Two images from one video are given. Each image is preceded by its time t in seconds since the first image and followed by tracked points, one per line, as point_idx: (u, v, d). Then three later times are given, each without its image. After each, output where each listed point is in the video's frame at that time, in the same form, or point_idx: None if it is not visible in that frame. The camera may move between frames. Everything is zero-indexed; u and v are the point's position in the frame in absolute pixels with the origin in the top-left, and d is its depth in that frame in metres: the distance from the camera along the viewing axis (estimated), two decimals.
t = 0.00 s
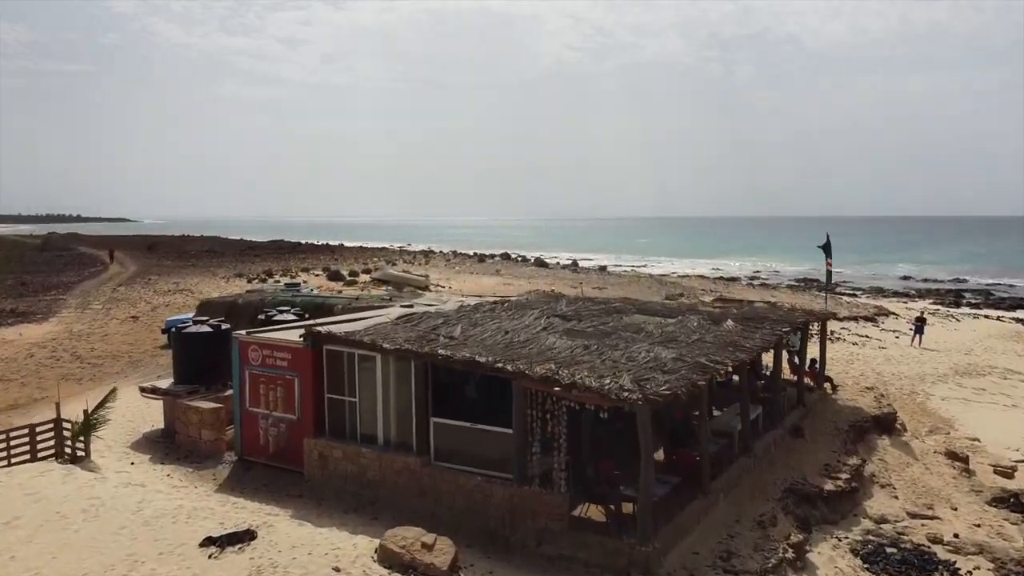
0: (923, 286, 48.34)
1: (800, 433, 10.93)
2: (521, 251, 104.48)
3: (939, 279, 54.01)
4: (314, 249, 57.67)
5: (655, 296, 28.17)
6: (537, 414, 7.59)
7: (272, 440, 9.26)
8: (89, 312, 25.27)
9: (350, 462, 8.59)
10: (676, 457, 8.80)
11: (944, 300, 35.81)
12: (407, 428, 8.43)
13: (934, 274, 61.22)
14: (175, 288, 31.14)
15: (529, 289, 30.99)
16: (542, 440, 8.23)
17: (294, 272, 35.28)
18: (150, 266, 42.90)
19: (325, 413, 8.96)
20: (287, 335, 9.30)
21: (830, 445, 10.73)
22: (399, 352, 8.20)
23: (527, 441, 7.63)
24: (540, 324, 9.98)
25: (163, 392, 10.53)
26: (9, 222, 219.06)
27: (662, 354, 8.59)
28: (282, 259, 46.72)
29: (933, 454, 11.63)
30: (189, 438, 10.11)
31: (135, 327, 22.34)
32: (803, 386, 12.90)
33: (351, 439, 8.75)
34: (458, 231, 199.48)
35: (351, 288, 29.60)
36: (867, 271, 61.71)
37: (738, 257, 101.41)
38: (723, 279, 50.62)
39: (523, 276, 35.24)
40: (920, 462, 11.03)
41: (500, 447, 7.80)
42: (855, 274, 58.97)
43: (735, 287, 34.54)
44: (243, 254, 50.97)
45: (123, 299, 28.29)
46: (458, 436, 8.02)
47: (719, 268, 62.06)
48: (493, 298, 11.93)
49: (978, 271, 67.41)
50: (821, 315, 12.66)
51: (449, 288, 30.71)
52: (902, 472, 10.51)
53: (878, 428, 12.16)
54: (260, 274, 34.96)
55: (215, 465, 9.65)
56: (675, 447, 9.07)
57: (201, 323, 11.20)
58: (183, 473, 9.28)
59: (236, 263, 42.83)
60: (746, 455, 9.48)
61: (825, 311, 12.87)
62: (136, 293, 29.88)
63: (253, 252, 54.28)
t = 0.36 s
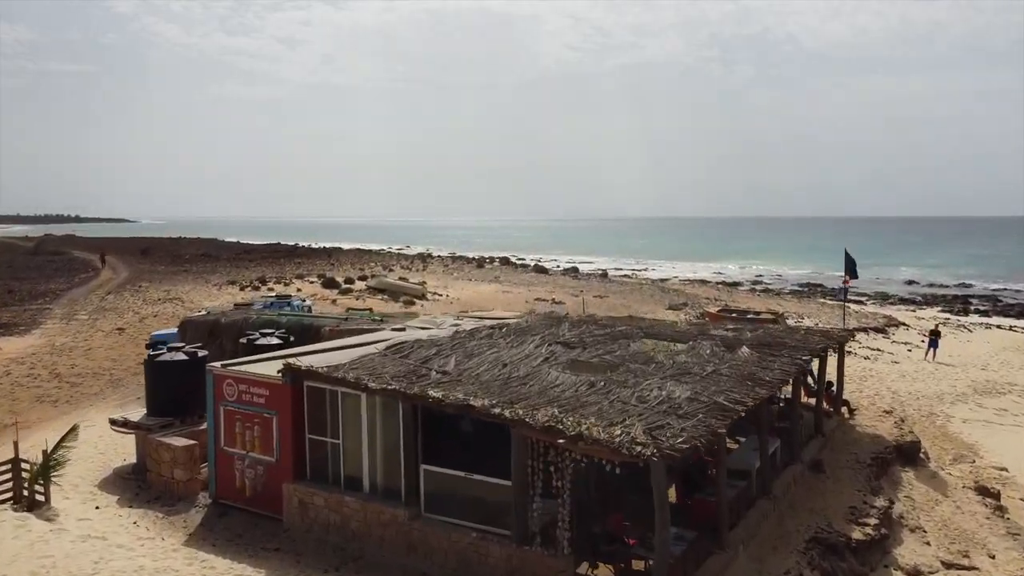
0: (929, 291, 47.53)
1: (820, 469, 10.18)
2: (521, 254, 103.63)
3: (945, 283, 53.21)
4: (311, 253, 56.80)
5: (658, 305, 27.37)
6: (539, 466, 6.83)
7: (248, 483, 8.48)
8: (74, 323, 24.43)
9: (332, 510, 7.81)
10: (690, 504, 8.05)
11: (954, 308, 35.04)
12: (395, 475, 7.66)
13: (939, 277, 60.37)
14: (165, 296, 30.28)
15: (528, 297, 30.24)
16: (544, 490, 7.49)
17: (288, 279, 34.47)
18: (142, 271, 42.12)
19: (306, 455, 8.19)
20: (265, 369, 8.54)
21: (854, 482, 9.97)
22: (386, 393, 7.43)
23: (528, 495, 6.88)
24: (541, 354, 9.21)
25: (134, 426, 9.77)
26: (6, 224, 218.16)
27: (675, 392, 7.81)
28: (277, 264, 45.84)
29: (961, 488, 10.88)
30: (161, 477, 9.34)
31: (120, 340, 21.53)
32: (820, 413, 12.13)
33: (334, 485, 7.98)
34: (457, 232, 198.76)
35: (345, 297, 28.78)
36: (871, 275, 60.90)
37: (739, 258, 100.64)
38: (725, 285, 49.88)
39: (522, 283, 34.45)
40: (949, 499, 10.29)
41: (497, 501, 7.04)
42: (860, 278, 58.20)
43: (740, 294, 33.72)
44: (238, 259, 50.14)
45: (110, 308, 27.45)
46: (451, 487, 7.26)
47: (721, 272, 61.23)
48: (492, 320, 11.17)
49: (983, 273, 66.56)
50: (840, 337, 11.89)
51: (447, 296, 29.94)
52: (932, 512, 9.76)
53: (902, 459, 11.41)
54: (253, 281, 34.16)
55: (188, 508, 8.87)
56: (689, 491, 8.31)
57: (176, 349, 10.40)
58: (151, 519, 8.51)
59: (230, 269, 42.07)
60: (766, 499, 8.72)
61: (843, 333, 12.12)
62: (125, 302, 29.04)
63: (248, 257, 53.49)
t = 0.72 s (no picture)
0: (935, 297, 46.80)
1: (844, 510, 9.44)
2: (521, 256, 102.93)
3: (950, 288, 52.48)
4: (307, 258, 56.05)
5: (662, 315, 26.61)
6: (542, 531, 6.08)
7: (222, 535, 7.72)
8: (58, 335, 23.65)
9: (313, 570, 7.07)
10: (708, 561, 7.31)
11: (962, 316, 34.32)
12: (382, 533, 6.90)
13: (944, 281, 59.69)
14: (155, 305, 29.52)
15: (528, 305, 29.49)
16: (547, 550, 6.76)
17: (282, 287, 33.76)
18: (135, 277, 41.39)
19: (284, 505, 7.44)
20: (240, 409, 7.77)
21: (881, 526, 9.22)
22: (371, 444, 6.68)
23: (530, 563, 6.13)
24: (544, 391, 8.45)
25: (102, 465, 9.02)
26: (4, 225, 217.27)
27: (692, 440, 7.04)
28: (273, 269, 45.12)
29: (993, 527, 10.14)
30: (128, 523, 8.58)
31: (104, 354, 20.77)
32: (840, 443, 11.36)
33: (315, 541, 7.22)
34: (457, 233, 198.08)
35: (340, 307, 28.03)
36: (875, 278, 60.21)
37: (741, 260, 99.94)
38: (728, 290, 49.19)
39: (522, 290, 33.70)
40: (982, 542, 9.55)
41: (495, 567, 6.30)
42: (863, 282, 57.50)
43: (744, 302, 33.00)
44: (232, 264, 49.37)
45: (97, 319, 26.67)
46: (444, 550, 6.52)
47: (723, 276, 60.51)
48: (490, 348, 10.43)
49: (987, 276, 65.87)
50: (861, 363, 11.12)
51: (444, 305, 29.21)
52: (966, 558, 9.01)
53: (928, 495, 10.66)
54: (246, 289, 33.41)
55: (156, 559, 8.11)
56: (706, 546, 7.56)
57: (149, 381, 9.62)
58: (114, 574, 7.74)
59: (225, 275, 41.33)
60: (789, 552, 7.97)
61: (864, 358, 11.37)
62: (114, 311, 28.30)
63: (243, 261, 52.72)
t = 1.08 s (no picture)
0: (941, 303, 46.08)
1: (874, 558, 8.70)
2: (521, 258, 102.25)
3: (956, 293, 51.81)
4: (304, 262, 55.26)
5: (666, 326, 25.84)
6: None
7: None
8: (42, 349, 22.85)
9: None
10: None
11: (972, 325, 33.66)
12: None
13: (949, 286, 58.96)
14: (146, 315, 28.75)
15: (528, 315, 28.72)
16: None
17: (276, 295, 33.03)
18: (127, 283, 40.65)
19: (259, 569, 6.67)
20: (211, 461, 6.96)
21: None
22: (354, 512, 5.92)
23: None
24: (547, 436, 7.67)
25: (64, 514, 8.27)
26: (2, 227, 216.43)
27: (714, 502, 6.24)
28: (268, 275, 44.31)
29: None
30: None
31: (88, 370, 20.00)
32: (864, 479, 10.58)
33: None
34: (457, 233, 197.35)
35: (335, 318, 27.24)
36: (878, 283, 59.58)
37: (742, 261, 99.23)
38: (731, 296, 48.46)
39: (521, 298, 32.93)
40: None
41: None
42: (867, 287, 56.88)
43: (749, 311, 32.23)
44: (227, 269, 48.58)
45: (84, 330, 25.88)
46: None
47: (725, 280, 59.80)
48: (488, 381, 9.68)
49: (992, 279, 65.20)
50: (887, 394, 10.33)
51: (441, 315, 28.42)
52: None
53: (960, 536, 9.90)
54: (240, 297, 32.65)
55: None
56: None
57: (118, 421, 8.85)
58: None
59: (219, 281, 40.55)
60: None
61: (889, 387, 10.63)
62: (102, 322, 27.52)
63: (239, 266, 51.95)
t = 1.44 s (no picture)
0: (947, 310, 45.39)
1: None
2: (521, 261, 101.68)
3: (962, 299, 51.13)
4: (301, 267, 54.42)
5: (670, 338, 25.07)
6: None
7: None
8: (25, 364, 22.03)
9: None
10: None
11: (981, 334, 32.95)
12: None
13: (953, 291, 58.32)
14: (135, 326, 27.92)
15: (528, 325, 27.96)
16: None
17: (270, 304, 32.25)
18: (119, 290, 39.90)
19: None
20: (174, 526, 6.18)
21: None
22: None
23: None
24: (552, 493, 6.87)
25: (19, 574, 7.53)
26: None
27: None
28: (263, 281, 43.48)
29: None
30: None
31: (70, 389, 19.23)
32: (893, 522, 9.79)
33: None
34: (456, 234, 196.72)
35: (329, 329, 26.43)
36: (882, 288, 58.92)
37: (743, 263, 98.54)
38: (733, 303, 47.74)
39: (521, 307, 32.16)
40: None
41: None
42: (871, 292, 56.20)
43: (755, 320, 31.47)
44: (222, 275, 47.81)
45: (70, 343, 25.06)
46: None
47: (727, 285, 59.11)
48: (488, 420, 8.92)
49: (996, 284, 64.54)
50: (919, 431, 9.55)
51: (439, 326, 27.62)
52: None
53: None
54: (232, 306, 31.87)
55: None
56: None
57: (80, 467, 8.02)
58: None
59: (213, 288, 39.80)
60: None
61: (918, 423, 9.87)
62: (89, 334, 26.70)
63: (234, 271, 51.09)
